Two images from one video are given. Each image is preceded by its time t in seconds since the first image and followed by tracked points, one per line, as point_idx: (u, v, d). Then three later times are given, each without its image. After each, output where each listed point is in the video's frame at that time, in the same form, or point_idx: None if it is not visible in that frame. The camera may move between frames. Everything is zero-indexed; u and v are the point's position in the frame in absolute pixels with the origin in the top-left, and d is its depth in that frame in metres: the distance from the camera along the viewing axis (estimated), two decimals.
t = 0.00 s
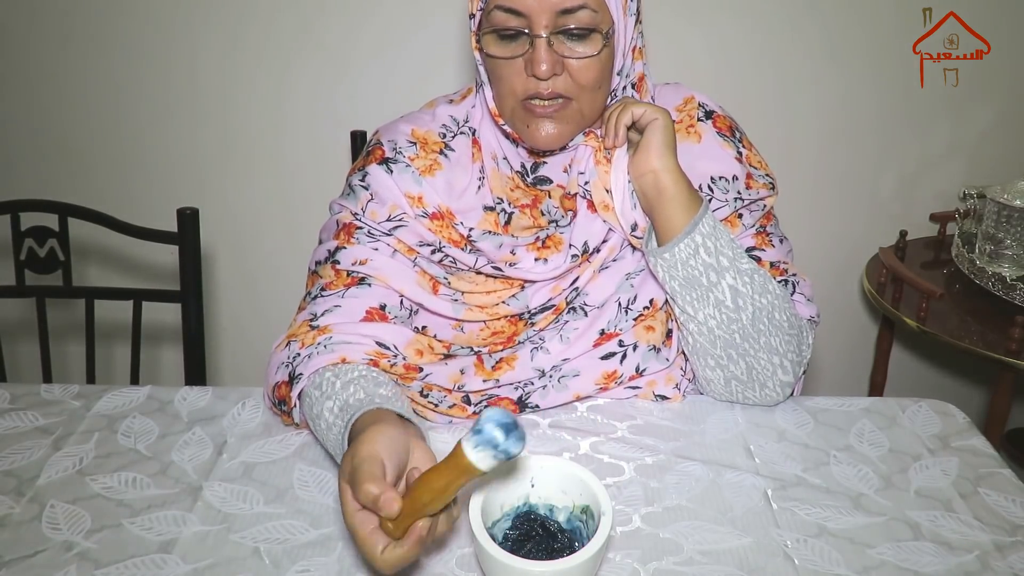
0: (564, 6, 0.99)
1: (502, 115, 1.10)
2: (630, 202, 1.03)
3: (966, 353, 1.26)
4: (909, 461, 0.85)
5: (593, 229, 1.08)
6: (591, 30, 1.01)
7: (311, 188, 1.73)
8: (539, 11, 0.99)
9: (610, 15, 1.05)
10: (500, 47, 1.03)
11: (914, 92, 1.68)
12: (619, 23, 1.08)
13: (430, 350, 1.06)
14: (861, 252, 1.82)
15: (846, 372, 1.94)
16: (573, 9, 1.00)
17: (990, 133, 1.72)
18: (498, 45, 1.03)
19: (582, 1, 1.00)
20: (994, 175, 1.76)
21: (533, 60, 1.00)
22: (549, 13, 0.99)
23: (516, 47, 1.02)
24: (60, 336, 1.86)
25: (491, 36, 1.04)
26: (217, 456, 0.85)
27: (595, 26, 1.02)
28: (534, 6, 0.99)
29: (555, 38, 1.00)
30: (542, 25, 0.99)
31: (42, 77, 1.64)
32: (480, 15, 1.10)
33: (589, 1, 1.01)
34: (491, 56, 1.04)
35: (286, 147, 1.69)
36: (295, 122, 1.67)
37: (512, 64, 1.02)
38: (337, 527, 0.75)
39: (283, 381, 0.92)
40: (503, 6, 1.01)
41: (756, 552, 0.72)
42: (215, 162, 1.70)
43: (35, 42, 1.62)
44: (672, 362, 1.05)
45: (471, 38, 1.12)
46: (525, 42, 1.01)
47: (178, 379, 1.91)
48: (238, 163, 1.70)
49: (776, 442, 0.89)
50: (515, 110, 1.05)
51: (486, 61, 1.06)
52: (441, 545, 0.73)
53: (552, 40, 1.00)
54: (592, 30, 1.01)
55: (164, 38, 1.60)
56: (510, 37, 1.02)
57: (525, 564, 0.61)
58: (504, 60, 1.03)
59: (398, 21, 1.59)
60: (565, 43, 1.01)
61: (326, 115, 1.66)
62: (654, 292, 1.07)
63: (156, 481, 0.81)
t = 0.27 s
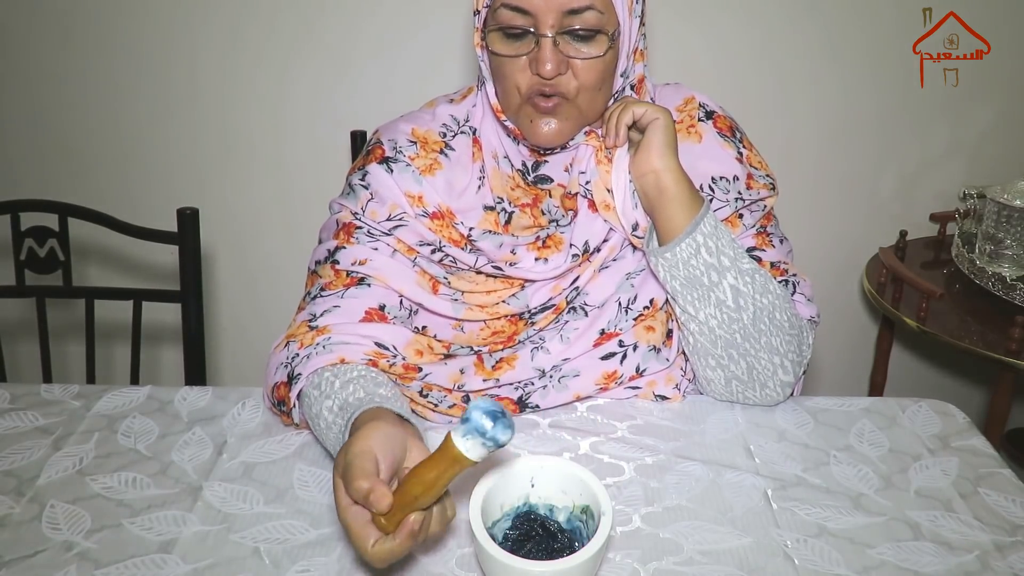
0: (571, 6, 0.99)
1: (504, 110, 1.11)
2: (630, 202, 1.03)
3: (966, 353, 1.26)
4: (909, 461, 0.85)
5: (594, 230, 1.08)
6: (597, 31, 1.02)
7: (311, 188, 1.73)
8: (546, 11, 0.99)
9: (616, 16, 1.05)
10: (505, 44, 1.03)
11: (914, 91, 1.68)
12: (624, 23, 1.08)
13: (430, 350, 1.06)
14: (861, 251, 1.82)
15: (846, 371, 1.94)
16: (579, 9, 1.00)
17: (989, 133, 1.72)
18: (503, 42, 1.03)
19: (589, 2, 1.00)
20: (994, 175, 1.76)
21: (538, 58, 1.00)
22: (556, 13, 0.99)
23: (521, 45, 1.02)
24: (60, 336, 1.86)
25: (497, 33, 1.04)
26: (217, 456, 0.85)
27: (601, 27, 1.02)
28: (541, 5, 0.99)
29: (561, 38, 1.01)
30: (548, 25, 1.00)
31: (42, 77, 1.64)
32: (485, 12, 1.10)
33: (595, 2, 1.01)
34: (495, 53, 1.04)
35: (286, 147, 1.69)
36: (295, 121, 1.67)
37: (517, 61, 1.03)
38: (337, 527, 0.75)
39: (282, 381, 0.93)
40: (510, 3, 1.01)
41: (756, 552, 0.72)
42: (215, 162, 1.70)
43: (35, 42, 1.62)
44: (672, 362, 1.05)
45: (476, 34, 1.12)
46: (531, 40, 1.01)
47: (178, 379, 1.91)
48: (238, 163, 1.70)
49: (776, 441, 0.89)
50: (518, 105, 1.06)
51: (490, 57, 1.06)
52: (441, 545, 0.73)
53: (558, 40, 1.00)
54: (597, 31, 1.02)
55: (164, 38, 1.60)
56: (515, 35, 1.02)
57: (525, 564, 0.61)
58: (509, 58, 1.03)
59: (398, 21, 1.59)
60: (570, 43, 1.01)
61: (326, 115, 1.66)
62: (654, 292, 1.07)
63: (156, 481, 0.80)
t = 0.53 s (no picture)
0: (571, 19, 0.99)
1: (506, 120, 1.11)
2: (630, 202, 1.04)
3: (965, 353, 1.26)
4: (909, 461, 0.85)
5: (594, 230, 1.08)
6: (596, 43, 1.01)
7: (311, 188, 1.73)
8: (546, 23, 0.98)
9: (615, 26, 1.05)
10: (505, 57, 1.03)
11: (914, 92, 1.68)
12: (623, 29, 1.08)
13: (431, 350, 1.05)
14: (861, 251, 1.82)
15: (846, 371, 1.94)
16: (579, 21, 0.99)
17: (989, 133, 1.72)
18: (502, 54, 1.03)
19: (588, 13, 1.00)
20: (993, 175, 1.76)
21: (539, 72, 0.99)
22: (556, 25, 0.99)
23: (521, 58, 1.02)
24: (60, 336, 1.86)
25: (496, 45, 1.03)
26: (217, 456, 0.85)
27: (600, 38, 1.02)
28: (540, 17, 0.98)
29: (561, 50, 1.00)
30: (548, 37, 0.99)
31: (42, 77, 1.64)
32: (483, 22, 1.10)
33: (595, 14, 1.00)
34: (495, 65, 1.04)
35: (286, 147, 1.69)
36: (295, 122, 1.67)
37: (517, 75, 1.02)
38: (337, 527, 0.75)
39: (285, 375, 0.93)
40: (509, 16, 1.00)
41: (756, 552, 0.72)
42: (215, 162, 1.70)
43: (35, 42, 1.62)
44: (672, 361, 1.05)
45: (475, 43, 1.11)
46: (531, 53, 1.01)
47: (178, 379, 1.91)
48: (238, 163, 1.70)
49: (776, 442, 0.89)
50: (519, 117, 1.06)
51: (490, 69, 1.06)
52: (441, 545, 0.73)
53: (558, 53, 1.00)
54: (597, 43, 1.01)
55: (164, 38, 1.60)
56: (515, 48, 1.01)
57: (525, 563, 0.60)
58: (509, 70, 1.02)
59: (398, 22, 1.59)
60: (571, 55, 1.01)
61: (326, 115, 1.66)
62: (654, 292, 1.07)
63: (156, 481, 0.80)
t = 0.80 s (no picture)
0: (565, 23, 0.98)
1: (501, 125, 1.10)
2: (630, 203, 1.03)
3: (965, 353, 1.26)
4: (909, 461, 0.85)
5: (594, 232, 1.09)
6: (591, 46, 1.01)
7: (311, 188, 1.73)
8: (540, 28, 0.98)
9: (609, 27, 1.05)
10: (500, 63, 1.02)
11: (913, 91, 1.68)
12: (619, 30, 1.07)
13: (432, 352, 1.05)
14: (861, 251, 1.82)
15: (846, 371, 1.94)
16: (574, 25, 0.99)
17: (989, 133, 1.72)
18: (498, 60, 1.02)
19: (582, 17, 0.99)
20: (993, 175, 1.76)
21: (535, 77, 0.99)
22: (551, 30, 0.98)
23: (516, 63, 1.01)
24: (60, 336, 1.86)
25: (491, 52, 1.03)
26: (217, 456, 0.85)
27: (595, 40, 1.02)
28: (534, 23, 0.98)
29: (556, 55, 1.00)
30: (543, 43, 0.99)
31: (42, 77, 1.64)
32: (477, 28, 1.09)
33: (589, 17, 1.00)
34: (490, 71, 1.03)
35: (286, 147, 1.69)
36: (295, 122, 1.67)
37: (513, 80, 1.02)
38: (337, 527, 0.75)
39: (291, 374, 0.93)
40: (502, 22, 1.00)
41: (757, 552, 0.72)
42: (215, 162, 1.70)
43: (35, 42, 1.62)
44: (672, 362, 1.05)
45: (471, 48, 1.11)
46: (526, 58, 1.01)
47: (178, 379, 1.91)
48: (238, 163, 1.70)
49: (776, 442, 0.89)
50: (516, 121, 1.06)
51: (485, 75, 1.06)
52: (441, 545, 0.73)
53: (553, 58, 0.99)
54: (592, 45, 1.01)
55: (164, 38, 1.60)
56: (510, 54, 1.01)
57: (525, 563, 0.61)
58: (505, 76, 1.02)
59: (397, 21, 1.59)
60: (566, 59, 1.00)
61: (326, 115, 1.66)
62: (654, 293, 1.07)
63: (156, 481, 0.80)
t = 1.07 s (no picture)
0: (566, 22, 0.98)
1: (504, 125, 1.10)
2: (631, 203, 1.03)
3: (965, 353, 1.26)
4: (909, 461, 0.85)
5: (594, 232, 1.09)
6: (592, 45, 1.01)
7: (311, 188, 1.73)
8: (542, 28, 0.98)
9: (610, 27, 1.05)
10: (501, 63, 1.02)
11: (913, 91, 1.68)
12: (619, 30, 1.08)
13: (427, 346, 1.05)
14: (861, 251, 1.82)
15: (846, 371, 1.94)
16: (575, 25, 0.99)
17: (989, 133, 1.72)
18: (499, 60, 1.02)
19: (583, 16, 0.99)
20: (993, 175, 1.76)
21: (536, 77, 0.99)
22: (552, 30, 0.98)
23: (517, 63, 1.01)
24: (60, 336, 1.86)
25: (492, 52, 1.03)
26: (217, 456, 0.85)
27: (596, 40, 1.01)
28: (536, 23, 0.98)
29: (558, 55, 1.00)
30: (544, 43, 0.99)
31: (42, 77, 1.64)
32: (478, 28, 1.09)
33: (590, 16, 1.00)
34: (491, 71, 1.03)
35: (286, 147, 1.69)
36: (295, 122, 1.67)
37: (514, 80, 1.02)
38: (337, 527, 0.75)
39: (283, 370, 0.93)
40: (504, 22, 1.00)
41: (757, 552, 0.72)
42: (215, 162, 1.70)
43: (35, 42, 1.62)
44: (672, 362, 1.05)
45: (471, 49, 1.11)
46: (528, 58, 1.01)
47: (178, 379, 1.91)
48: (238, 163, 1.70)
49: (776, 442, 0.89)
50: (517, 120, 1.06)
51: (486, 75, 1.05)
52: (441, 545, 0.73)
53: (555, 57, 0.99)
54: (593, 45, 1.01)
55: (164, 38, 1.60)
56: (511, 54, 1.01)
57: (525, 563, 0.61)
58: (506, 76, 1.02)
59: (397, 21, 1.59)
60: (568, 59, 1.00)
61: (326, 115, 1.66)
62: (654, 293, 1.07)
63: (156, 481, 0.80)
